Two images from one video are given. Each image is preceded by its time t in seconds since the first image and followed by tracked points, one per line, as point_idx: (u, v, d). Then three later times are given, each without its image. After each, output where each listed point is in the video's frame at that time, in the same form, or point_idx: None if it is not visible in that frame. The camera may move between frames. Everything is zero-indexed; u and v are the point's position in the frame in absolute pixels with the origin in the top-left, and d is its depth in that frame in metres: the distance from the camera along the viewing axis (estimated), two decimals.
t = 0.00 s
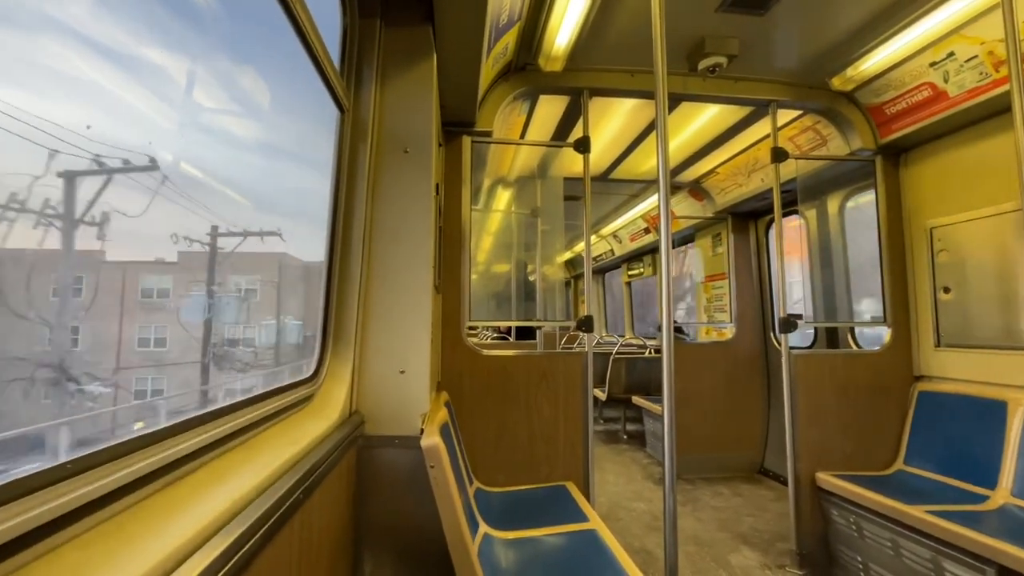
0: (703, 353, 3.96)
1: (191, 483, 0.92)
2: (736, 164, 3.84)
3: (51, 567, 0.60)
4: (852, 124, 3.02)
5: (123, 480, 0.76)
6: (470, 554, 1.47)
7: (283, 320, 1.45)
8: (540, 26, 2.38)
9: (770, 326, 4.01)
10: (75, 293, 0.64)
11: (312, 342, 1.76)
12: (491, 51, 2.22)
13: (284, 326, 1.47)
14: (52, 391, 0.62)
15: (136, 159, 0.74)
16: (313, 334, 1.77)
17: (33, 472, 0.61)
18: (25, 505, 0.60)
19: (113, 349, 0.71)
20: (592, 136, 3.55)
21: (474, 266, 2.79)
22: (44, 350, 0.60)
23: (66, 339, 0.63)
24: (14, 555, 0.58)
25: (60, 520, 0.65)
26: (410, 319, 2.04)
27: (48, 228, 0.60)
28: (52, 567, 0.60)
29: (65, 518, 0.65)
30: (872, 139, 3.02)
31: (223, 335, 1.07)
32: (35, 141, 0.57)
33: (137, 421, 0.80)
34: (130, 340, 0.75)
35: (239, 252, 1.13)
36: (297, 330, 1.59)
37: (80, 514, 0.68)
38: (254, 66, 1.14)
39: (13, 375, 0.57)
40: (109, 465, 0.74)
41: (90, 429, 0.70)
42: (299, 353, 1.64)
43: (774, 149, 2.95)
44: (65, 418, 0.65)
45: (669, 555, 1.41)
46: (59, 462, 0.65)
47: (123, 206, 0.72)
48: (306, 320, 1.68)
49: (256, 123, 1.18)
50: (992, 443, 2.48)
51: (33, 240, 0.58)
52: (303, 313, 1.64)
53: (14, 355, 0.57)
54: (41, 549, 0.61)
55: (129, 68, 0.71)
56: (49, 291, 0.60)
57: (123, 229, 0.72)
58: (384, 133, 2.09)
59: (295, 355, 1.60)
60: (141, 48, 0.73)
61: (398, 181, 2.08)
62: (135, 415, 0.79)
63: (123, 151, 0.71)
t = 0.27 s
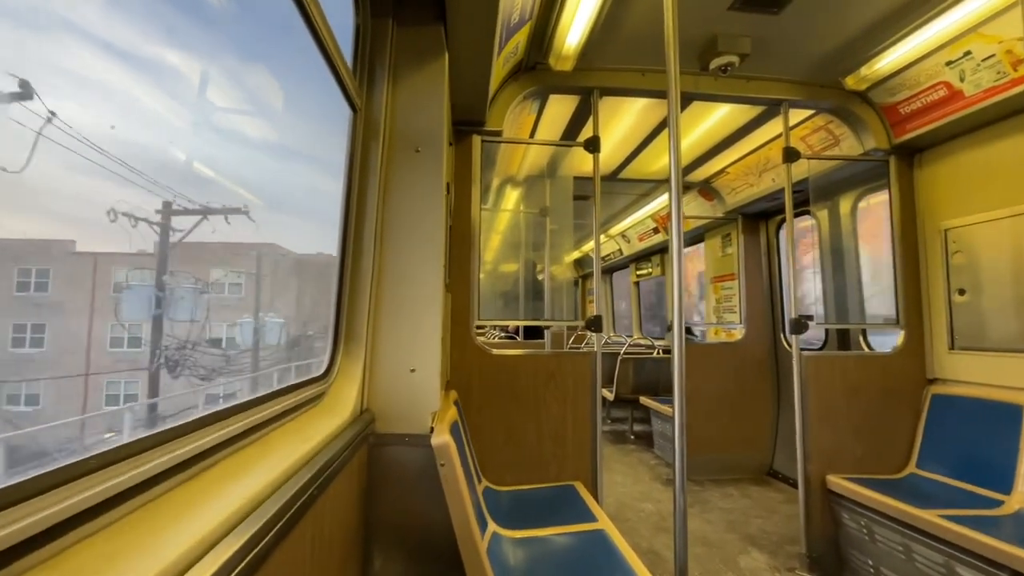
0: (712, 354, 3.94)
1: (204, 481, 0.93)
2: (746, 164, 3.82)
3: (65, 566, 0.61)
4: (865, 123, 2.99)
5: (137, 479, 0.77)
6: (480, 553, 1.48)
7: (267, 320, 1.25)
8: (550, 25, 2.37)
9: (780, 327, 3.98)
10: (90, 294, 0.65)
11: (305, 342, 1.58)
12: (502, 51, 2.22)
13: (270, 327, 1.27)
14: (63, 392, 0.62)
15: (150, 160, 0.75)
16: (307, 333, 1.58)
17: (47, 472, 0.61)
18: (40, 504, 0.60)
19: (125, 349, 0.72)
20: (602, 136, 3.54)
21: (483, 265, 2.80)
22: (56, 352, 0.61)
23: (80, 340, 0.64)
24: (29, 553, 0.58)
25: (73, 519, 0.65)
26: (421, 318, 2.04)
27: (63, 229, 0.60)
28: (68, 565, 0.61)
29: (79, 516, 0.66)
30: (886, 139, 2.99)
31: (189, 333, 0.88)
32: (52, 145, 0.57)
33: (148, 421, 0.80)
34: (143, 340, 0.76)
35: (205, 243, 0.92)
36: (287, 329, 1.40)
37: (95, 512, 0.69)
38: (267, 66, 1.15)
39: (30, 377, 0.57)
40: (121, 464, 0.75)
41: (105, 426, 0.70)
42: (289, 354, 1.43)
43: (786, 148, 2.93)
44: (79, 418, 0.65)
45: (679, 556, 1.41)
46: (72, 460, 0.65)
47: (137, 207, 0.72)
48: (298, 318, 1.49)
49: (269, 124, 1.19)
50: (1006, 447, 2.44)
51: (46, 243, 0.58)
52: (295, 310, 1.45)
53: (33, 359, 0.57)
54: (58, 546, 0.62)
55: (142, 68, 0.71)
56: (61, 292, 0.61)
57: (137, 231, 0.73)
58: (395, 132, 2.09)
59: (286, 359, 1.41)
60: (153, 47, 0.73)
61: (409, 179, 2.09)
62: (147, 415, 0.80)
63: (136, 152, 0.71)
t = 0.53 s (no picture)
0: (722, 352, 3.93)
1: (222, 475, 0.95)
2: (756, 162, 3.80)
3: (102, 551, 0.63)
4: (878, 120, 2.96)
5: (162, 470, 0.79)
6: (490, 548, 1.49)
7: (239, 317, 1.05)
8: (560, 24, 2.38)
9: (790, 326, 3.96)
10: (115, 291, 0.67)
11: (294, 342, 1.38)
12: (512, 49, 2.22)
13: (243, 326, 1.06)
14: (91, 385, 0.64)
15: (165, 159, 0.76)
16: (296, 331, 1.38)
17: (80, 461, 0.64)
18: (77, 492, 0.63)
19: (149, 344, 0.74)
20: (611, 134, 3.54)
21: (492, 264, 2.81)
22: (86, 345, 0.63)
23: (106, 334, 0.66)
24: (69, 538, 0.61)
25: (106, 508, 0.68)
26: (432, 315, 2.06)
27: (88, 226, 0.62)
28: (100, 551, 0.63)
29: (109, 505, 0.68)
30: (899, 136, 2.96)
31: (123, 334, 0.69)
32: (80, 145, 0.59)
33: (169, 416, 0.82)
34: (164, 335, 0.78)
35: (187, 235, 0.83)
36: (270, 328, 1.21)
37: (123, 502, 0.71)
38: (280, 66, 1.16)
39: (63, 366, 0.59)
40: (149, 455, 0.77)
41: (130, 419, 0.72)
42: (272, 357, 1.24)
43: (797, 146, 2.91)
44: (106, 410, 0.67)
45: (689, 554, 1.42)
46: (103, 448, 0.68)
47: (155, 206, 0.74)
48: (284, 315, 1.29)
49: (282, 124, 1.20)
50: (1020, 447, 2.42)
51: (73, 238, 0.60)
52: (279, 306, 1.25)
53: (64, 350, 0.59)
54: (92, 534, 0.64)
55: (157, 69, 0.73)
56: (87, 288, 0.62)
57: (156, 230, 0.75)
58: (407, 131, 2.11)
59: (268, 362, 1.21)
60: (167, 48, 0.75)
61: (421, 178, 2.10)
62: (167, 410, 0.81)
63: (153, 152, 0.73)
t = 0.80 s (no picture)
0: (731, 349, 3.90)
1: (232, 467, 0.96)
2: (767, 157, 3.75)
3: (117, 538, 0.64)
4: (891, 114, 2.92)
5: (174, 461, 0.80)
6: (498, 543, 1.49)
7: (196, 314, 0.85)
8: (568, 19, 2.36)
9: (801, 323, 3.92)
10: (123, 286, 0.68)
11: (274, 341, 1.19)
12: (519, 45, 2.21)
13: (202, 324, 0.87)
14: (105, 378, 0.64)
15: (175, 156, 0.76)
16: (276, 328, 1.19)
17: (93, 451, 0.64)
18: (92, 480, 0.64)
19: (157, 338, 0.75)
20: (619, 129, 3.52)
21: (500, 261, 2.80)
22: (97, 340, 0.63)
23: (116, 329, 0.66)
24: (84, 525, 0.62)
25: (119, 496, 0.69)
26: (440, 311, 2.06)
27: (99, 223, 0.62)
28: (117, 537, 0.64)
29: (122, 494, 0.69)
30: (913, 130, 2.92)
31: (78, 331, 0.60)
32: (93, 144, 0.60)
33: (179, 408, 0.83)
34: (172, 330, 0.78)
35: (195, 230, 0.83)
36: (240, 326, 1.02)
37: (138, 491, 0.72)
38: (288, 63, 1.16)
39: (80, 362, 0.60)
40: (161, 446, 0.78)
41: (140, 411, 0.73)
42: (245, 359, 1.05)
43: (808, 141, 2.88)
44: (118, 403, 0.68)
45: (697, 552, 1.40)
46: (115, 442, 0.68)
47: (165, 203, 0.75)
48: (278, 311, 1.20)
49: (290, 120, 1.20)
50: None
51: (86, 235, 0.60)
52: (252, 300, 1.07)
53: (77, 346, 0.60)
54: (106, 521, 0.65)
55: (168, 67, 0.74)
56: (97, 283, 0.63)
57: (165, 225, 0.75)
58: (414, 127, 2.11)
59: (238, 366, 1.02)
60: (178, 46, 0.75)
61: (428, 174, 2.10)
62: (177, 403, 0.82)
63: (163, 149, 0.74)
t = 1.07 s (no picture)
0: (738, 347, 3.89)
1: (247, 460, 0.97)
2: (775, 153, 3.73)
3: (135, 531, 0.65)
4: (901, 110, 2.89)
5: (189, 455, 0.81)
6: (505, 539, 1.49)
7: (168, 307, 0.75)
8: (576, 14, 2.35)
9: (808, 321, 3.90)
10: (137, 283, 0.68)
11: (284, 337, 1.20)
12: (527, 41, 2.21)
13: (175, 318, 0.77)
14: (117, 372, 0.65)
15: (183, 154, 0.77)
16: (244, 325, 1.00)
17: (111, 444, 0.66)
18: (111, 473, 0.65)
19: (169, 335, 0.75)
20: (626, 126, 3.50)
21: (506, 258, 2.81)
22: (109, 337, 0.64)
23: (130, 326, 0.67)
24: (102, 516, 0.63)
25: (136, 489, 0.70)
26: (447, 308, 2.07)
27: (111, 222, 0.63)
28: (136, 528, 0.66)
29: (140, 486, 0.70)
30: (923, 127, 2.89)
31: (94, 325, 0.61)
32: (100, 143, 0.60)
33: (193, 403, 0.84)
34: (183, 326, 0.79)
35: (202, 228, 0.84)
36: (193, 324, 0.82)
37: (155, 483, 0.73)
38: (294, 60, 1.16)
39: (88, 359, 0.61)
40: (177, 438, 0.79)
41: (155, 406, 0.74)
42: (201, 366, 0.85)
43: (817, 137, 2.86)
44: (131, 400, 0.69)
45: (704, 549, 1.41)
46: (130, 437, 0.69)
47: (175, 201, 0.75)
48: (288, 308, 1.21)
49: (298, 117, 1.20)
50: None
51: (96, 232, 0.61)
52: (212, 292, 0.87)
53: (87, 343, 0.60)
54: (124, 513, 0.66)
55: (176, 65, 0.74)
56: (113, 278, 0.64)
57: (176, 223, 0.76)
58: (421, 124, 2.11)
59: (221, 366, 0.92)
60: (184, 43, 0.75)
61: (436, 171, 2.10)
62: (190, 398, 0.83)
63: (171, 147, 0.74)
